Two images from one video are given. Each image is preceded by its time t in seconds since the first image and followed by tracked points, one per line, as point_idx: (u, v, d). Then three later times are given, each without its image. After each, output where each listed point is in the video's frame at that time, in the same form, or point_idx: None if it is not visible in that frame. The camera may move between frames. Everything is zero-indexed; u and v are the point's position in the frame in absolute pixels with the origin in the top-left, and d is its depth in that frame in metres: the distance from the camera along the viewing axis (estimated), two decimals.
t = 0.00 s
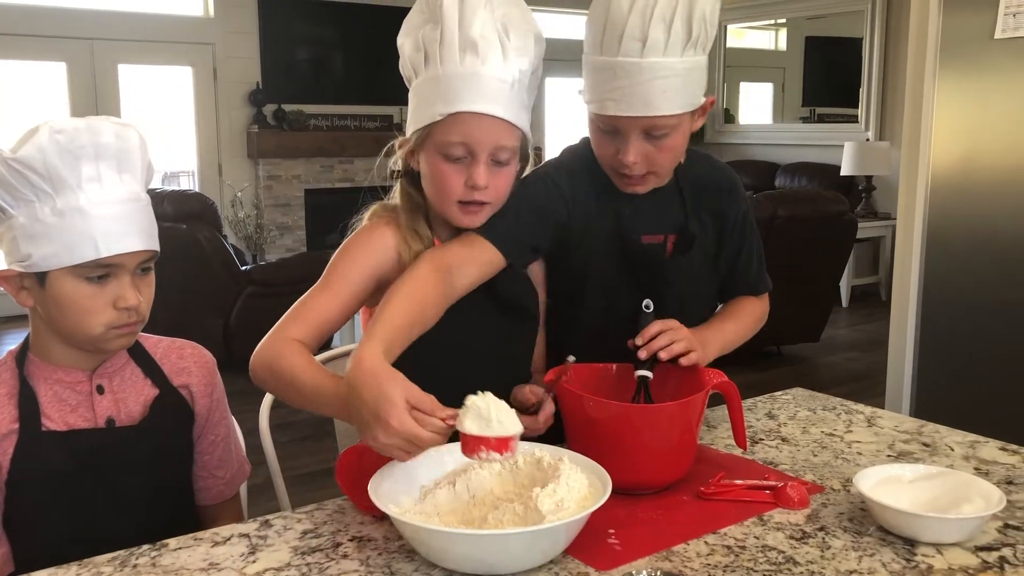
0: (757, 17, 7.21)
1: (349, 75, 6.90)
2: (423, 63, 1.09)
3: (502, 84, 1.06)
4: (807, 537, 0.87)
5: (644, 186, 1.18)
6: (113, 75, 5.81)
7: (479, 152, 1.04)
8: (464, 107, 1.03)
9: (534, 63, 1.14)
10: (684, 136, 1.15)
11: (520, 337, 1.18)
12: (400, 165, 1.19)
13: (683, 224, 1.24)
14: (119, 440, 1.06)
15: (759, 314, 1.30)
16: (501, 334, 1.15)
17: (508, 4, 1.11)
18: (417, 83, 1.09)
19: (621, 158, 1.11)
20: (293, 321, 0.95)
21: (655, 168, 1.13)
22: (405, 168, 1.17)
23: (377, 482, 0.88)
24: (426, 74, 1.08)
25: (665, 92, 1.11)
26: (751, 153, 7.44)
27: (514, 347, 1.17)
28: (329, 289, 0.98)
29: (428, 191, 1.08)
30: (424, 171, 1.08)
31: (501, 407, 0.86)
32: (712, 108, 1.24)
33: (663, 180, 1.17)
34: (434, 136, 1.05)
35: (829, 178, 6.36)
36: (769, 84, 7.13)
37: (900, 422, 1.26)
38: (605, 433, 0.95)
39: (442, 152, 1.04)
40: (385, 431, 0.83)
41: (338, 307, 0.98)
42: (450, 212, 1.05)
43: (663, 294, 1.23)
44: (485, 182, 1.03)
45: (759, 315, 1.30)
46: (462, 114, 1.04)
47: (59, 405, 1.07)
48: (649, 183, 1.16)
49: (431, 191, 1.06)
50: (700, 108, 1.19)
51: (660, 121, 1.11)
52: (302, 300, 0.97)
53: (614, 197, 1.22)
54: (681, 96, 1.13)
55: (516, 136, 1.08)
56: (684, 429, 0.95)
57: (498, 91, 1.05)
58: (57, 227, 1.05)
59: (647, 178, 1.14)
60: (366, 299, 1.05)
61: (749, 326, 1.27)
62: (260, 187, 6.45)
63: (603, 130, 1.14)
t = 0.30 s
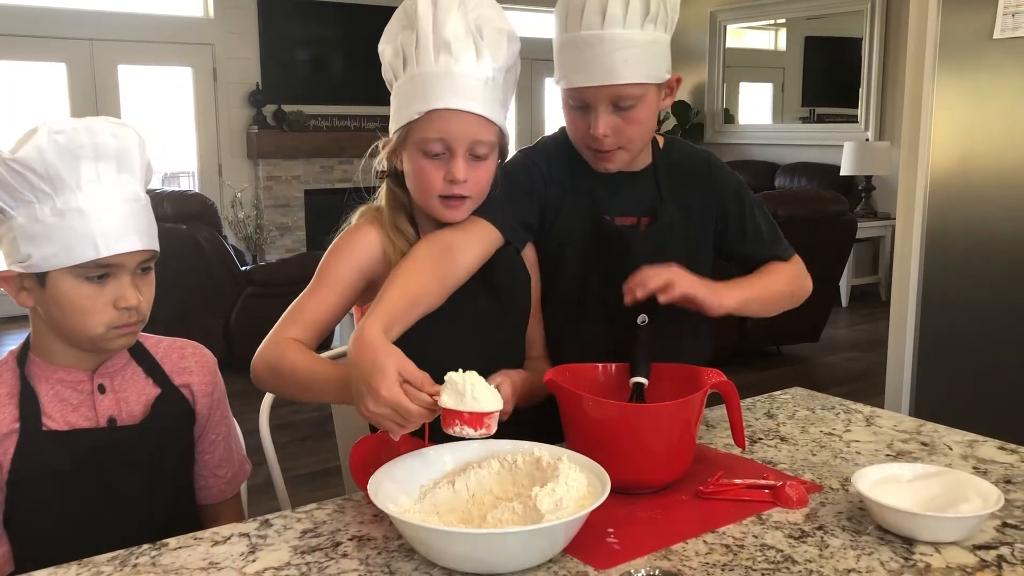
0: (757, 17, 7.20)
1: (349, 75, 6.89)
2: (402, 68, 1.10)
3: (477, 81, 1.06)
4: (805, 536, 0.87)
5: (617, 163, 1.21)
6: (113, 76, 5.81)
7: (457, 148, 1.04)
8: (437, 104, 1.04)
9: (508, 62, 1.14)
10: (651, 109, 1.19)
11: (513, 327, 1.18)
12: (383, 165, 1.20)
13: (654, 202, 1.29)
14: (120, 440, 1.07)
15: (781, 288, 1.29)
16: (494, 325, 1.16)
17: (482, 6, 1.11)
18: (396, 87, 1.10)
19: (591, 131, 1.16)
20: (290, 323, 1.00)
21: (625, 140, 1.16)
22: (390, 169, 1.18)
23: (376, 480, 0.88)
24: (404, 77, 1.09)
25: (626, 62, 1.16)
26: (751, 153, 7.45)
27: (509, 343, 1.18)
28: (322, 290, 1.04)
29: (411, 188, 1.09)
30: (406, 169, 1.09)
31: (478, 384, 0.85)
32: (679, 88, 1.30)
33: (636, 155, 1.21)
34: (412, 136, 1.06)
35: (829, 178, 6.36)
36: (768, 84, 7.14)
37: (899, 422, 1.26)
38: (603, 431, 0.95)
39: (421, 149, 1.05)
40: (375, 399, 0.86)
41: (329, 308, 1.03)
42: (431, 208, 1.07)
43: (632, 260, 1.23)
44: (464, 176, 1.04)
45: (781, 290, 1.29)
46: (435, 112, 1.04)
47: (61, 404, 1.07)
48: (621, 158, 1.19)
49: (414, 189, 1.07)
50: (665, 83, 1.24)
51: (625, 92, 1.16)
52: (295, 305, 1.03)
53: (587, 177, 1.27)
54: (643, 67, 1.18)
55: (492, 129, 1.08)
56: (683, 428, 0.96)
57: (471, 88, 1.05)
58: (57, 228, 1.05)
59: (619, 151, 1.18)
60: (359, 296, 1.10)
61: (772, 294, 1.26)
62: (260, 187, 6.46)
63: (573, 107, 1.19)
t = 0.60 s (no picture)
0: (757, 17, 7.20)
1: (349, 75, 6.90)
2: (390, 69, 1.11)
3: (463, 84, 1.07)
4: (805, 537, 0.87)
5: (590, 155, 1.22)
6: (113, 76, 5.81)
7: (441, 151, 1.05)
8: (423, 106, 1.05)
9: (497, 67, 1.15)
10: (623, 102, 1.20)
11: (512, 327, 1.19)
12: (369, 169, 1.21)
13: (610, 193, 1.27)
14: (122, 440, 1.07)
15: (650, 272, 1.09)
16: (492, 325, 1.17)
17: (472, 9, 1.12)
18: (383, 87, 1.11)
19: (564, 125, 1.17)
20: (282, 340, 1.01)
21: (596, 132, 1.18)
22: (375, 171, 1.18)
23: (376, 480, 0.88)
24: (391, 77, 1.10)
25: (595, 57, 1.17)
26: (751, 153, 7.45)
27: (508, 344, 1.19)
28: (311, 304, 1.04)
29: (395, 191, 1.10)
30: (390, 173, 1.09)
31: (468, 394, 0.83)
32: (650, 81, 1.31)
33: (609, 147, 1.22)
34: (397, 136, 1.07)
35: (829, 179, 6.36)
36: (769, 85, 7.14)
37: (899, 423, 1.26)
38: (604, 432, 0.95)
39: (405, 150, 1.06)
40: (370, 401, 0.86)
41: (320, 318, 1.04)
42: (415, 211, 1.08)
43: (590, 248, 1.26)
44: (447, 179, 1.05)
45: (659, 273, 1.11)
46: (421, 114, 1.05)
47: (63, 405, 1.07)
48: (594, 150, 1.20)
49: (397, 192, 1.08)
50: (636, 75, 1.25)
51: (595, 85, 1.17)
52: (286, 319, 1.04)
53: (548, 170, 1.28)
54: (611, 59, 1.18)
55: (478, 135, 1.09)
56: (684, 428, 0.96)
57: (456, 89, 1.06)
58: (63, 227, 1.05)
59: (591, 143, 1.19)
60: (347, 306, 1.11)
61: (640, 282, 1.08)
62: (260, 188, 6.45)
63: (547, 101, 1.21)
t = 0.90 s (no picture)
0: (754, 20, 7.22)
1: (346, 78, 6.90)
2: (405, 73, 1.09)
3: (481, 104, 1.06)
4: (801, 540, 0.87)
5: (596, 165, 1.22)
6: (110, 79, 5.82)
7: (454, 169, 1.04)
8: (441, 123, 1.03)
9: (514, 82, 1.14)
10: (630, 113, 1.20)
11: (507, 329, 1.20)
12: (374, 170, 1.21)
13: (609, 203, 1.27)
14: (120, 444, 1.07)
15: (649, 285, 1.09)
16: (487, 327, 1.18)
17: (494, 22, 1.10)
18: (398, 92, 1.09)
19: (570, 134, 1.16)
20: (282, 342, 1.01)
21: (602, 143, 1.17)
22: (380, 173, 1.18)
23: (371, 482, 0.88)
24: (408, 85, 1.08)
25: (604, 68, 1.17)
26: (747, 156, 7.47)
27: (503, 346, 1.19)
28: (312, 306, 1.04)
29: (402, 201, 1.09)
30: (398, 183, 1.08)
31: (474, 426, 0.83)
32: (658, 92, 1.31)
33: (615, 157, 1.22)
34: (410, 148, 1.05)
35: (826, 182, 6.38)
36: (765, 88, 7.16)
37: (895, 425, 1.27)
38: (601, 435, 0.96)
39: (417, 164, 1.04)
40: (372, 414, 0.87)
41: (320, 321, 1.04)
42: (422, 223, 1.08)
43: (587, 256, 1.26)
44: (458, 198, 1.05)
45: (657, 285, 1.10)
46: (438, 131, 1.03)
47: (61, 408, 1.07)
48: (599, 160, 1.20)
49: (406, 203, 1.07)
50: (643, 86, 1.25)
51: (604, 96, 1.17)
52: (285, 321, 1.03)
53: (550, 172, 1.28)
54: (620, 70, 1.18)
55: (490, 152, 1.08)
56: (680, 432, 0.96)
57: (474, 110, 1.05)
58: (61, 232, 1.05)
59: (597, 152, 1.18)
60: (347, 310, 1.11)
61: (639, 297, 1.07)
62: (257, 191, 6.45)
63: (554, 109, 1.20)
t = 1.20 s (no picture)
0: (751, 20, 7.22)
1: (343, 78, 6.90)
2: (408, 75, 1.08)
3: (481, 111, 1.05)
4: (798, 539, 0.88)
5: (592, 168, 1.22)
6: (106, 79, 5.81)
7: (451, 175, 1.04)
8: (440, 130, 1.03)
9: (516, 88, 1.13)
10: (625, 116, 1.20)
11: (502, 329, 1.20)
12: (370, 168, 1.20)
13: (604, 204, 1.27)
14: (114, 444, 1.07)
15: (648, 287, 1.09)
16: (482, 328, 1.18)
17: (499, 26, 1.09)
18: (400, 95, 1.08)
19: (567, 139, 1.16)
20: (278, 340, 1.01)
21: (599, 148, 1.17)
22: (377, 171, 1.17)
23: (368, 480, 0.88)
24: (411, 88, 1.07)
25: (601, 74, 1.16)
26: (745, 156, 7.47)
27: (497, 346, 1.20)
28: (307, 305, 1.04)
29: (398, 203, 1.09)
30: (396, 185, 1.08)
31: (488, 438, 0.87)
32: (650, 92, 1.30)
33: (610, 159, 1.22)
34: (409, 151, 1.05)
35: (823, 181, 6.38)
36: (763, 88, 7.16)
37: (892, 424, 1.27)
38: (600, 434, 0.96)
39: (414, 168, 1.04)
40: (367, 418, 0.87)
41: (316, 320, 1.04)
42: (416, 226, 1.08)
43: (583, 258, 1.27)
44: (454, 204, 1.05)
45: (656, 285, 1.11)
46: (437, 138, 1.03)
47: (54, 409, 1.07)
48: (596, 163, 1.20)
49: (402, 205, 1.07)
50: (637, 88, 1.24)
51: (601, 101, 1.16)
52: (280, 319, 1.03)
53: (545, 174, 1.28)
54: (616, 75, 1.18)
55: (489, 159, 1.08)
56: (679, 432, 0.96)
57: (474, 117, 1.04)
58: (51, 233, 1.05)
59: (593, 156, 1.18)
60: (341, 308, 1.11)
61: (639, 299, 1.08)
62: (254, 191, 6.44)
63: (549, 113, 1.19)
